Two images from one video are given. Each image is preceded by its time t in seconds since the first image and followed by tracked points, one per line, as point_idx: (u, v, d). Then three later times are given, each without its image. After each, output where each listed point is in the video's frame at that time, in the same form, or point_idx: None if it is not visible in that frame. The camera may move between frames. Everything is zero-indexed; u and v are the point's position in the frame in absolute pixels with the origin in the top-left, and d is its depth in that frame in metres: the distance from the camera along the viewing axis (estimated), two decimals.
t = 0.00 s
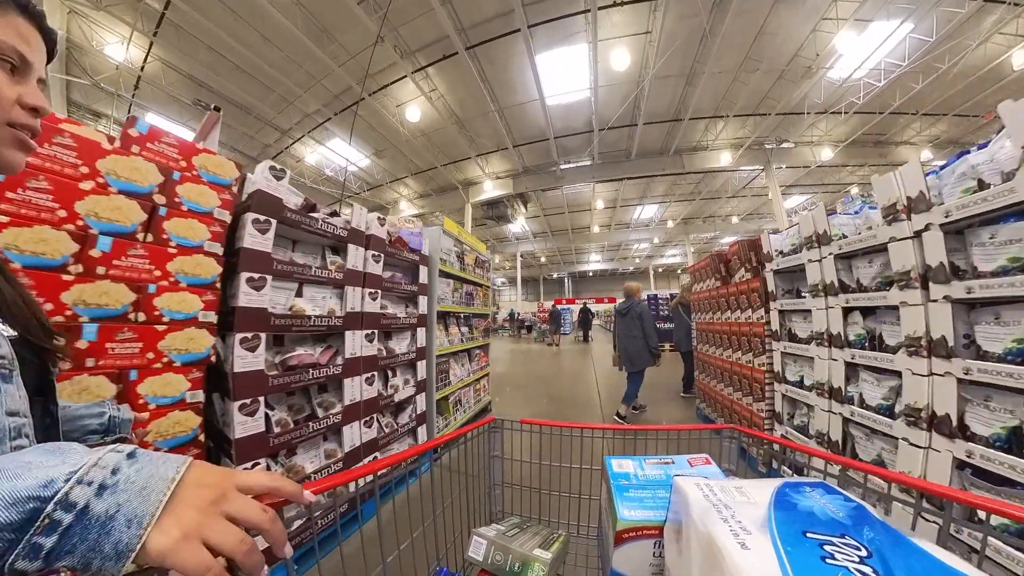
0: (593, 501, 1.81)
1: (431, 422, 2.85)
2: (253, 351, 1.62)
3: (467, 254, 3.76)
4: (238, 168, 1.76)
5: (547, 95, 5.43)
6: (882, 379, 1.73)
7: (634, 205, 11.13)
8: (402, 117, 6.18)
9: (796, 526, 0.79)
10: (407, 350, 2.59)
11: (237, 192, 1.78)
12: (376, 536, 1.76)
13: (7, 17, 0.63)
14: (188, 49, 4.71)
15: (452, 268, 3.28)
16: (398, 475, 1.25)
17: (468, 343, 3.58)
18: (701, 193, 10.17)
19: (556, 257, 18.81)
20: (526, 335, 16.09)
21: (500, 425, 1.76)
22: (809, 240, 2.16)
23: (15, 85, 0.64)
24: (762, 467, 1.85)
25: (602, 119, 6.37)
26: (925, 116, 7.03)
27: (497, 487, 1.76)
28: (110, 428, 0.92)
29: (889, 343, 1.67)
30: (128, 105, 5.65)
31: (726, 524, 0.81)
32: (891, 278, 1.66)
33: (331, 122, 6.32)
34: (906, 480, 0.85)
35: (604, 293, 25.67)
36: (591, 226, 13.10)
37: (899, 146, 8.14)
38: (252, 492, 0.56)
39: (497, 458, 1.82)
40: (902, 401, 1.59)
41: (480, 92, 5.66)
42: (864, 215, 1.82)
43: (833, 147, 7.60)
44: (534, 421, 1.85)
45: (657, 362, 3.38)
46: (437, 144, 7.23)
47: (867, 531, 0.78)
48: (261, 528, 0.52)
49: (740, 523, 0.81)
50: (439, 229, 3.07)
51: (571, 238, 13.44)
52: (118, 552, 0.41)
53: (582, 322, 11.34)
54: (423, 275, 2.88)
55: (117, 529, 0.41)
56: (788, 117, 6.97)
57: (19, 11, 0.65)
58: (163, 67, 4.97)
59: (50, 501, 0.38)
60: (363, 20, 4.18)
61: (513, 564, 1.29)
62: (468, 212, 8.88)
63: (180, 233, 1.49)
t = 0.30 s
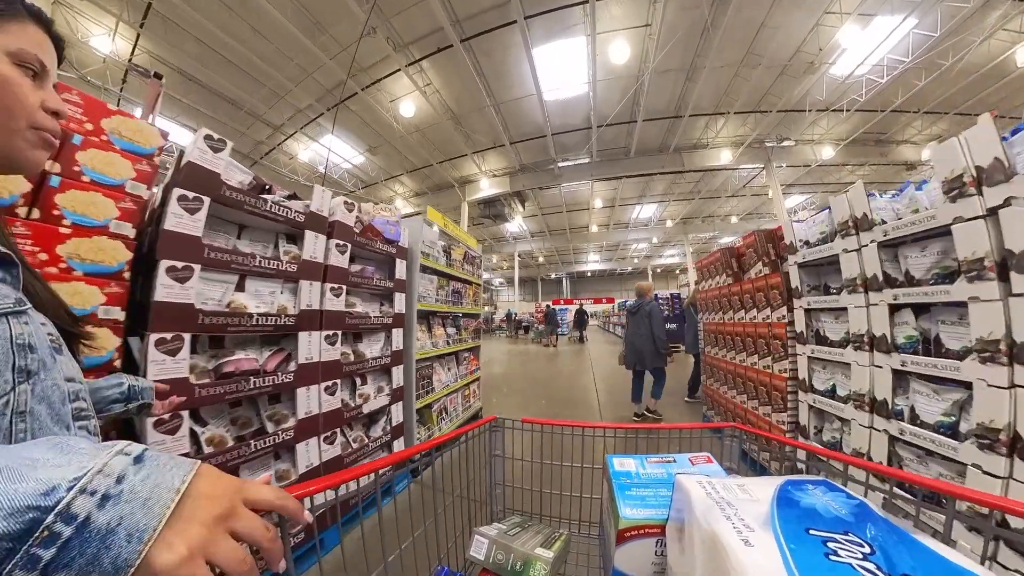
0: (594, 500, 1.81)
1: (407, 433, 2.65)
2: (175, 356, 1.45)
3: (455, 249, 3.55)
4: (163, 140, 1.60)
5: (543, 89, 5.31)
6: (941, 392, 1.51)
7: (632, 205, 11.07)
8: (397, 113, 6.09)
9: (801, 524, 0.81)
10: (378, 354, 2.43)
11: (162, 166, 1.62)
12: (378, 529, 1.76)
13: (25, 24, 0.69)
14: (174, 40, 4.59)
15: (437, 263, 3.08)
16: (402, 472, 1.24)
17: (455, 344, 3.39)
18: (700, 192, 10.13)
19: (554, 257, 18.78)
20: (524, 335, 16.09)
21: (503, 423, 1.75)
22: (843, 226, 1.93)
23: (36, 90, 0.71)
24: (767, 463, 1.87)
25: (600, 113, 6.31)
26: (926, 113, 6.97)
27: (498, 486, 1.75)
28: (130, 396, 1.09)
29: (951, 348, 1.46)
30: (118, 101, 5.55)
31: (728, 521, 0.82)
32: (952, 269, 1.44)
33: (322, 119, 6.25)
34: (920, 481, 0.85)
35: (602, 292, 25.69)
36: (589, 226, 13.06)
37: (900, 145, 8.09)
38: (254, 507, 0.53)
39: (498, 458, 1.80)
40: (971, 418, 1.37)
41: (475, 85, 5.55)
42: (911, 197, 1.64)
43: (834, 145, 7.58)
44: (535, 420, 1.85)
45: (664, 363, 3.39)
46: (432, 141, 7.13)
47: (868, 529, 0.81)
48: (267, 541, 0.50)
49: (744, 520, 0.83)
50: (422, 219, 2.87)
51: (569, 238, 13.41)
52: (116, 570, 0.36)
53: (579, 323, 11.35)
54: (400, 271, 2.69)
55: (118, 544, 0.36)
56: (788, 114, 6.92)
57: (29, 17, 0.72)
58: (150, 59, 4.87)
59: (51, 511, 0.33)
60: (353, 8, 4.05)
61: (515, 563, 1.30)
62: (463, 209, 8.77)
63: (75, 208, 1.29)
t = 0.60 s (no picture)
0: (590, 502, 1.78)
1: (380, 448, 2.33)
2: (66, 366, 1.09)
3: (439, 244, 3.23)
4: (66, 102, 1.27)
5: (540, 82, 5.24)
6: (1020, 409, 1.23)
7: (631, 203, 11.00)
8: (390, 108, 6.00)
9: (795, 527, 0.79)
10: (343, 360, 2.08)
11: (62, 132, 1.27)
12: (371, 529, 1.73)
13: (26, 30, 0.68)
14: (161, 32, 4.47)
15: (418, 258, 2.75)
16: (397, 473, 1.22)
17: (441, 347, 3.07)
18: (699, 190, 10.05)
19: (551, 257, 18.74)
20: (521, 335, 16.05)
21: (498, 424, 1.73)
22: (889, 209, 1.62)
23: (34, 92, 0.69)
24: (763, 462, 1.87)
25: (599, 108, 6.23)
26: (928, 111, 6.93)
27: (495, 486, 1.75)
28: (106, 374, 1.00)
29: None
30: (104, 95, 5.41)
31: (720, 524, 0.81)
32: None
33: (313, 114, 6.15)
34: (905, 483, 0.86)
35: (599, 292, 25.72)
36: (587, 225, 12.98)
37: (901, 144, 8.04)
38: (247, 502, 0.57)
39: (495, 459, 1.77)
40: None
41: (470, 79, 5.43)
42: (973, 170, 1.36)
43: (835, 143, 7.54)
44: (532, 421, 1.83)
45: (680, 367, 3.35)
46: (427, 137, 7.03)
47: (862, 532, 0.80)
48: (256, 534, 0.52)
49: (736, 523, 0.81)
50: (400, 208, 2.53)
51: (567, 238, 13.31)
52: (108, 562, 0.40)
53: (577, 325, 11.33)
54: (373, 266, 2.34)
55: (111, 538, 0.39)
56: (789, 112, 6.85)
57: (31, 19, 0.71)
58: (137, 52, 4.75)
59: (45, 506, 0.36)
60: None
61: (510, 565, 1.30)
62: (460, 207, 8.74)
63: None
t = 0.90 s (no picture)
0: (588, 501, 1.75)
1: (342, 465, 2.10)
2: None
3: (421, 236, 2.93)
4: None
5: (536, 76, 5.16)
6: None
7: (630, 203, 10.95)
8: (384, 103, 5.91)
9: (790, 524, 0.78)
10: (297, 366, 1.86)
11: None
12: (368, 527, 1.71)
13: (6, 23, 0.65)
14: (148, 24, 4.37)
15: (394, 251, 2.47)
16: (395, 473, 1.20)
17: (422, 351, 2.79)
18: (699, 189, 9.99)
19: (549, 257, 18.70)
20: (519, 334, 16.04)
21: (497, 424, 1.68)
22: (959, 178, 1.40)
23: (14, 91, 0.65)
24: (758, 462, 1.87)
25: (597, 104, 6.15)
26: (930, 109, 6.90)
27: (493, 487, 1.68)
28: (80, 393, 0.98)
29: None
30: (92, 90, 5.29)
31: (717, 522, 0.80)
32: None
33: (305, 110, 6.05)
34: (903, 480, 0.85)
35: (597, 292, 25.78)
36: (586, 225, 12.94)
37: (902, 142, 7.99)
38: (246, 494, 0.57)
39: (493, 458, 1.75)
40: None
41: (464, 71, 5.31)
42: None
43: (836, 142, 7.51)
44: (529, 420, 1.81)
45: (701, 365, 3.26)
46: (423, 133, 6.94)
47: (857, 529, 0.79)
48: (248, 523, 0.51)
49: (733, 520, 0.80)
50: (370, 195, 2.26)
51: (565, 238, 13.29)
52: (113, 521, 0.44)
53: (574, 324, 11.31)
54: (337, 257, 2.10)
55: (113, 499, 0.44)
56: (791, 109, 6.79)
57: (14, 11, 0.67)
58: (124, 45, 4.65)
59: (50, 473, 0.43)
60: None
61: (508, 563, 1.29)
62: (456, 205, 8.72)
63: None
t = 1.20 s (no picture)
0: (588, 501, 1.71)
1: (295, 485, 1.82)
2: None
3: (396, 226, 2.53)
4: None
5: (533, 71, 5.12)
6: None
7: (629, 202, 10.93)
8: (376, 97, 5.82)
9: (791, 524, 0.78)
10: (234, 375, 1.54)
11: None
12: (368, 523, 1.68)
13: None
14: (135, 15, 4.27)
15: (361, 242, 2.09)
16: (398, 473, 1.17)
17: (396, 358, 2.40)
18: (699, 189, 9.93)
19: (547, 256, 18.67)
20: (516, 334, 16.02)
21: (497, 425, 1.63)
22: None
23: None
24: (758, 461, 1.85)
25: (596, 100, 6.07)
26: (932, 108, 6.87)
27: (493, 487, 1.63)
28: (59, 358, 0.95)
29: None
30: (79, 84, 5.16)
31: (720, 523, 0.79)
32: None
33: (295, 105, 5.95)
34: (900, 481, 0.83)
35: (595, 292, 25.79)
36: (584, 224, 12.89)
37: (903, 142, 7.96)
38: (249, 498, 0.56)
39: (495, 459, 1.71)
40: None
41: (460, 64, 5.20)
42: None
43: (837, 140, 7.47)
44: (531, 421, 1.77)
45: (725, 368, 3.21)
46: (417, 130, 6.85)
47: (856, 529, 0.78)
48: (248, 532, 0.50)
49: (735, 521, 0.80)
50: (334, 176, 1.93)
51: (564, 237, 13.24)
52: (118, 521, 0.44)
53: (567, 324, 11.31)
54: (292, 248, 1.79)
55: (117, 500, 0.45)
56: (793, 106, 6.72)
57: None
58: (110, 37, 4.53)
59: (55, 477, 0.44)
60: None
61: (510, 565, 1.25)
62: (451, 203, 8.74)
63: None
